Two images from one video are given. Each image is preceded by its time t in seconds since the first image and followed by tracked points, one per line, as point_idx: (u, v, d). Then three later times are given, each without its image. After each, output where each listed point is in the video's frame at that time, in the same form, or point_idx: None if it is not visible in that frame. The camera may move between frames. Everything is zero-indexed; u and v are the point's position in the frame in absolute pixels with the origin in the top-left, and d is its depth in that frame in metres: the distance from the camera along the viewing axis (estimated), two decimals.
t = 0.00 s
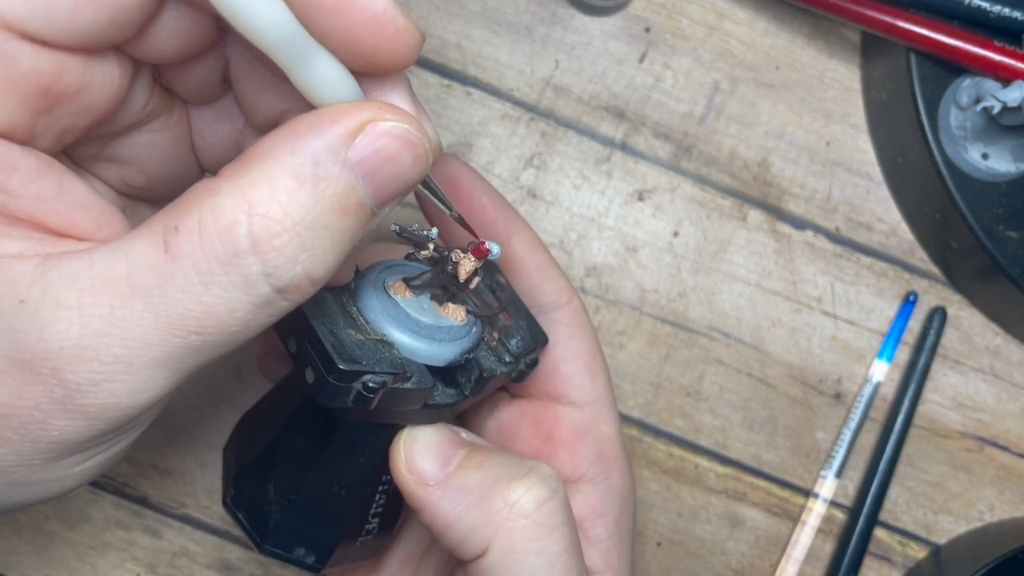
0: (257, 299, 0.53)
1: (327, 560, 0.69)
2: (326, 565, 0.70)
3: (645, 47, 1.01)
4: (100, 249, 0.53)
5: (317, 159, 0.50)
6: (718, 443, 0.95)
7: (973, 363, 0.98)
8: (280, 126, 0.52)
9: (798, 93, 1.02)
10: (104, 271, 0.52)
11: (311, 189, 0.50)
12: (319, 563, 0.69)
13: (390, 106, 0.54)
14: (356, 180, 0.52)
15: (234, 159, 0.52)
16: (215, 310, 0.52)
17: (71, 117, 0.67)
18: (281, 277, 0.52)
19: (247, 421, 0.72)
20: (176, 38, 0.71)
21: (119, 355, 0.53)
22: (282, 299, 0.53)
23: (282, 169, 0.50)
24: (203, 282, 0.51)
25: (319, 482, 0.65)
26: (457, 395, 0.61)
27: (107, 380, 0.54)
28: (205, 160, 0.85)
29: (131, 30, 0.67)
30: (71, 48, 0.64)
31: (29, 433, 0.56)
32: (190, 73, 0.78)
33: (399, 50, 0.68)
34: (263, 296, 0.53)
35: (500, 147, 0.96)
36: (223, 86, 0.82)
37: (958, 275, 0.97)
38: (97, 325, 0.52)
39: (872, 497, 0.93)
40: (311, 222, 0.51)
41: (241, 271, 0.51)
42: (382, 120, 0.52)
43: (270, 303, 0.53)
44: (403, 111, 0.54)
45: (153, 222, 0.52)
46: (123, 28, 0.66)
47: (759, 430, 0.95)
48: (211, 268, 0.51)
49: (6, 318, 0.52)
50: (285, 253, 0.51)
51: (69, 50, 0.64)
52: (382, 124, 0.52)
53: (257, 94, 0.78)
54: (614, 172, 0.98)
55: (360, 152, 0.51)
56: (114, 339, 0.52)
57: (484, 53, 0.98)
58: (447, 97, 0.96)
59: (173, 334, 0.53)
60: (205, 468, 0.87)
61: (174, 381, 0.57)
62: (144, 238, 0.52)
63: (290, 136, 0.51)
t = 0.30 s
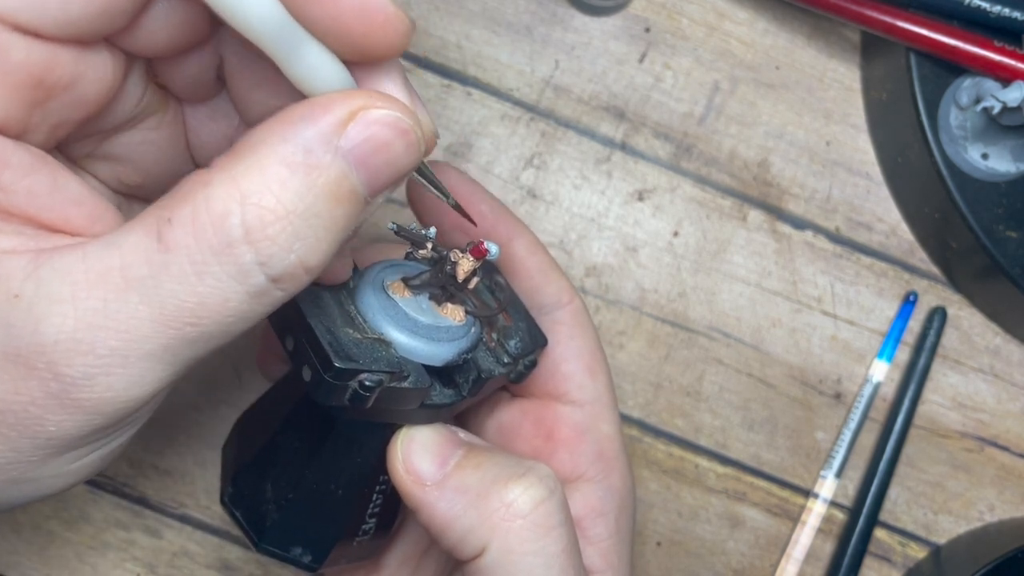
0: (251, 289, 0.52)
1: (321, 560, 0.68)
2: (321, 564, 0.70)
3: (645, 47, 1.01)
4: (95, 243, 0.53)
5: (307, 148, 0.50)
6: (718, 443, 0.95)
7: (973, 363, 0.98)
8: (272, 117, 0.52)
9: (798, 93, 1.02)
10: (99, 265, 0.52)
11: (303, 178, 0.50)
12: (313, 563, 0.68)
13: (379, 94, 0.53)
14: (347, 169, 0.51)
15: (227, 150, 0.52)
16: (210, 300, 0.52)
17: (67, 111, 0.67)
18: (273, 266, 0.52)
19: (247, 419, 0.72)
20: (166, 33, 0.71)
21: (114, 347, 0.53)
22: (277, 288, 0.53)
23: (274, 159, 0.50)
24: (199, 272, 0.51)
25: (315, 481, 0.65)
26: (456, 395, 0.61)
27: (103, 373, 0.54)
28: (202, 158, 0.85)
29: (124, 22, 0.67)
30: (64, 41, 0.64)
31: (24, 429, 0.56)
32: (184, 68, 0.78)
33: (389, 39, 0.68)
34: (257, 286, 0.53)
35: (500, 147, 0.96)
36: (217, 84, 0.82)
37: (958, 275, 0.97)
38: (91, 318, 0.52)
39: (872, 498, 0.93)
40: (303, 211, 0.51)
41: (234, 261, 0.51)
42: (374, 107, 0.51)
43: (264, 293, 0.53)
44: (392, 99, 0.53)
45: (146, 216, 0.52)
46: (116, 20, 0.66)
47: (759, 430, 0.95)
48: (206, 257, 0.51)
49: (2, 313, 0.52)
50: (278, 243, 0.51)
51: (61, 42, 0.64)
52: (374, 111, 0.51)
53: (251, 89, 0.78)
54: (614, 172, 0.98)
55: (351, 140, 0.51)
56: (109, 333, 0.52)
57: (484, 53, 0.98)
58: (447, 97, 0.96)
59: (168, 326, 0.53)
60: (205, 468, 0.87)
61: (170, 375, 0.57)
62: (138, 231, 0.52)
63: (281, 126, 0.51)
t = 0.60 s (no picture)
0: (162, 323, 0.49)
1: (253, 533, 0.61)
2: (256, 547, 0.61)
3: (644, 47, 1.01)
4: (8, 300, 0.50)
5: (190, 169, 0.46)
6: (718, 443, 0.95)
7: (973, 363, 0.98)
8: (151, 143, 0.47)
9: (798, 93, 1.02)
10: (12, 324, 0.48)
11: (191, 203, 0.46)
12: (242, 530, 0.60)
13: (274, 99, 0.49)
14: (239, 182, 0.46)
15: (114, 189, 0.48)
16: (130, 343, 0.49)
17: None
18: (178, 298, 0.48)
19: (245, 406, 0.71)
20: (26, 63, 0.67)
21: (47, 404, 0.50)
22: (186, 319, 0.50)
23: (156, 186, 0.46)
24: (109, 318, 0.48)
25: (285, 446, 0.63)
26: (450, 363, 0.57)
27: (42, 430, 0.52)
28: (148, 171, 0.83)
29: None
30: None
31: None
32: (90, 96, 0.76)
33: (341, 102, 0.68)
34: (165, 321, 0.49)
35: (499, 147, 0.96)
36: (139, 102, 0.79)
37: (958, 275, 0.97)
38: (16, 379, 0.49)
39: (872, 498, 0.93)
40: (200, 237, 0.46)
41: (133, 299, 0.47)
42: (258, 113, 0.47)
43: (177, 324, 0.50)
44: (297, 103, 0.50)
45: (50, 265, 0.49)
46: None
47: (759, 430, 0.95)
48: (112, 302, 0.47)
49: None
50: (177, 274, 0.47)
51: None
52: (259, 117, 0.47)
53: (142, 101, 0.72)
54: (614, 172, 0.98)
55: (236, 150, 0.46)
56: (32, 391, 0.49)
57: (484, 53, 0.98)
58: (447, 97, 0.96)
59: (95, 373, 0.50)
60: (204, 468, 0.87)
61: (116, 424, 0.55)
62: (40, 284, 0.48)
63: (155, 153, 0.46)
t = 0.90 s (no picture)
0: (220, 363, 0.54)
1: (207, 513, 0.59)
2: (208, 530, 0.59)
3: (644, 47, 1.01)
4: (79, 346, 0.55)
5: (245, 229, 0.49)
6: (718, 443, 0.95)
7: (972, 362, 0.98)
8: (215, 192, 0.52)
9: (798, 93, 1.02)
10: (86, 370, 0.54)
11: (246, 260, 0.50)
12: (199, 508, 0.59)
13: (337, 164, 0.50)
14: (290, 243, 0.49)
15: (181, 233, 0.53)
16: (189, 382, 0.54)
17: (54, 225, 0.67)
18: (233, 340, 0.53)
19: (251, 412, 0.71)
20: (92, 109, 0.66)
21: (120, 448, 0.55)
22: (241, 357, 0.55)
23: (213, 241, 0.50)
24: (174, 362, 0.53)
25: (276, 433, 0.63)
26: (421, 350, 0.56)
27: (114, 472, 0.56)
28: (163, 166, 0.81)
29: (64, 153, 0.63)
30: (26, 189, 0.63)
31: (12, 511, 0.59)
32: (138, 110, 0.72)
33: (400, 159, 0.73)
34: (223, 357, 0.54)
35: (500, 147, 0.96)
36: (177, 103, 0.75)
37: (958, 275, 0.97)
38: (93, 427, 0.54)
39: (872, 498, 0.93)
40: (258, 290, 0.51)
41: (192, 338, 0.52)
42: (318, 175, 0.49)
43: (232, 362, 0.55)
44: (355, 167, 0.51)
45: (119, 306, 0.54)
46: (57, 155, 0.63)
47: (759, 430, 0.95)
48: (180, 350, 0.52)
49: (11, 436, 0.55)
50: (232, 321, 0.52)
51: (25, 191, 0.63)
52: (318, 177, 0.49)
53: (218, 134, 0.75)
54: (614, 172, 0.98)
55: (290, 214, 0.48)
56: (104, 430, 0.54)
57: (484, 53, 0.98)
58: (447, 97, 0.96)
59: (158, 414, 0.55)
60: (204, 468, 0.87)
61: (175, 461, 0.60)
62: (110, 326, 0.54)
63: (218, 209, 0.50)
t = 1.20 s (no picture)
0: (290, 391, 0.57)
1: (204, 516, 0.58)
2: (206, 537, 0.58)
3: (644, 47, 1.01)
4: (142, 355, 0.55)
5: (333, 262, 0.55)
6: (718, 443, 0.95)
7: (972, 362, 0.98)
8: (290, 228, 0.57)
9: (798, 93, 1.02)
10: (148, 382, 0.54)
11: (333, 293, 0.55)
12: (198, 514, 0.58)
13: (399, 200, 0.58)
14: (372, 273, 0.55)
15: (255, 262, 0.56)
16: (254, 408, 0.56)
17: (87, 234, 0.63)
18: (312, 371, 0.56)
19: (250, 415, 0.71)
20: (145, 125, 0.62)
21: (174, 454, 0.57)
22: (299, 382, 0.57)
23: (306, 277, 0.54)
24: (243, 388, 0.55)
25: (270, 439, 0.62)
26: (418, 341, 0.56)
27: (163, 473, 0.58)
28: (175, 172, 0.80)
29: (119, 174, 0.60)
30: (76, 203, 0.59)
31: (40, 495, 0.59)
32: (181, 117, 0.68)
33: (441, 191, 0.71)
34: (296, 389, 0.57)
35: (500, 147, 0.96)
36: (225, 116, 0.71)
37: (958, 275, 0.97)
38: (150, 432, 0.55)
39: (872, 498, 0.93)
40: (336, 321, 0.54)
41: (277, 376, 0.56)
42: (391, 217, 0.56)
43: (292, 387, 0.57)
44: (408, 199, 0.58)
45: (185, 330, 0.55)
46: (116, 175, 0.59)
47: (759, 430, 0.95)
48: (249, 375, 0.55)
49: (66, 436, 0.55)
50: (315, 354, 0.55)
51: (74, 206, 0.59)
52: (391, 221, 0.56)
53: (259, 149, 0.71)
54: (614, 172, 0.98)
55: (373, 249, 0.55)
56: (167, 441, 0.56)
57: (484, 53, 0.98)
58: (447, 97, 0.96)
59: (216, 430, 0.57)
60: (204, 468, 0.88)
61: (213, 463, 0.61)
62: (178, 346, 0.55)
63: (305, 246, 0.55)
